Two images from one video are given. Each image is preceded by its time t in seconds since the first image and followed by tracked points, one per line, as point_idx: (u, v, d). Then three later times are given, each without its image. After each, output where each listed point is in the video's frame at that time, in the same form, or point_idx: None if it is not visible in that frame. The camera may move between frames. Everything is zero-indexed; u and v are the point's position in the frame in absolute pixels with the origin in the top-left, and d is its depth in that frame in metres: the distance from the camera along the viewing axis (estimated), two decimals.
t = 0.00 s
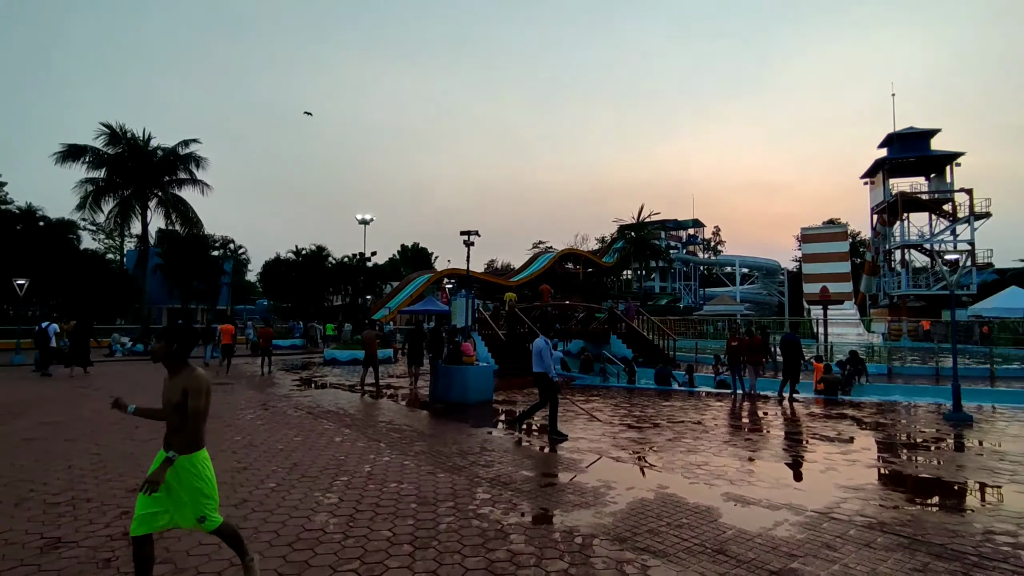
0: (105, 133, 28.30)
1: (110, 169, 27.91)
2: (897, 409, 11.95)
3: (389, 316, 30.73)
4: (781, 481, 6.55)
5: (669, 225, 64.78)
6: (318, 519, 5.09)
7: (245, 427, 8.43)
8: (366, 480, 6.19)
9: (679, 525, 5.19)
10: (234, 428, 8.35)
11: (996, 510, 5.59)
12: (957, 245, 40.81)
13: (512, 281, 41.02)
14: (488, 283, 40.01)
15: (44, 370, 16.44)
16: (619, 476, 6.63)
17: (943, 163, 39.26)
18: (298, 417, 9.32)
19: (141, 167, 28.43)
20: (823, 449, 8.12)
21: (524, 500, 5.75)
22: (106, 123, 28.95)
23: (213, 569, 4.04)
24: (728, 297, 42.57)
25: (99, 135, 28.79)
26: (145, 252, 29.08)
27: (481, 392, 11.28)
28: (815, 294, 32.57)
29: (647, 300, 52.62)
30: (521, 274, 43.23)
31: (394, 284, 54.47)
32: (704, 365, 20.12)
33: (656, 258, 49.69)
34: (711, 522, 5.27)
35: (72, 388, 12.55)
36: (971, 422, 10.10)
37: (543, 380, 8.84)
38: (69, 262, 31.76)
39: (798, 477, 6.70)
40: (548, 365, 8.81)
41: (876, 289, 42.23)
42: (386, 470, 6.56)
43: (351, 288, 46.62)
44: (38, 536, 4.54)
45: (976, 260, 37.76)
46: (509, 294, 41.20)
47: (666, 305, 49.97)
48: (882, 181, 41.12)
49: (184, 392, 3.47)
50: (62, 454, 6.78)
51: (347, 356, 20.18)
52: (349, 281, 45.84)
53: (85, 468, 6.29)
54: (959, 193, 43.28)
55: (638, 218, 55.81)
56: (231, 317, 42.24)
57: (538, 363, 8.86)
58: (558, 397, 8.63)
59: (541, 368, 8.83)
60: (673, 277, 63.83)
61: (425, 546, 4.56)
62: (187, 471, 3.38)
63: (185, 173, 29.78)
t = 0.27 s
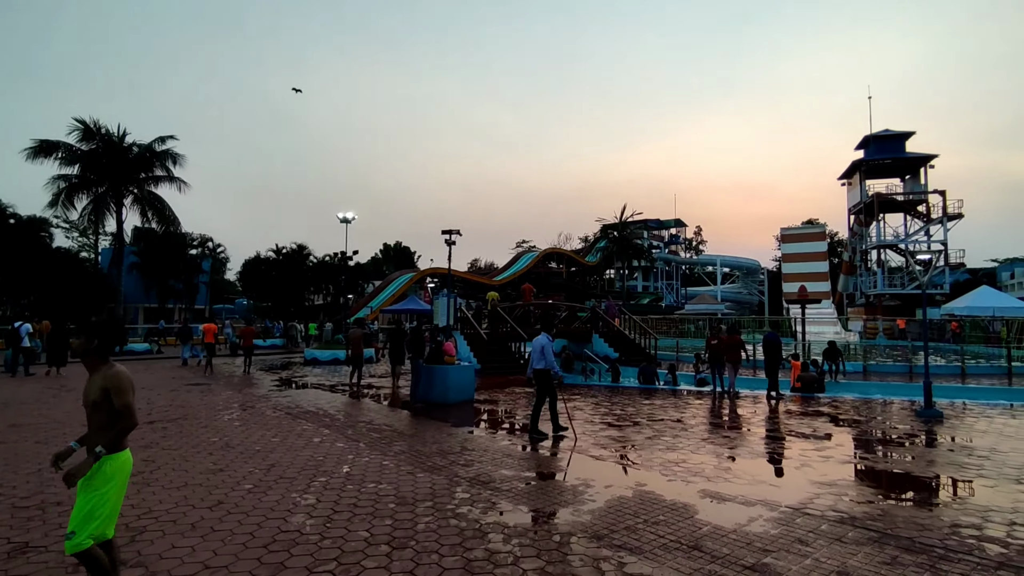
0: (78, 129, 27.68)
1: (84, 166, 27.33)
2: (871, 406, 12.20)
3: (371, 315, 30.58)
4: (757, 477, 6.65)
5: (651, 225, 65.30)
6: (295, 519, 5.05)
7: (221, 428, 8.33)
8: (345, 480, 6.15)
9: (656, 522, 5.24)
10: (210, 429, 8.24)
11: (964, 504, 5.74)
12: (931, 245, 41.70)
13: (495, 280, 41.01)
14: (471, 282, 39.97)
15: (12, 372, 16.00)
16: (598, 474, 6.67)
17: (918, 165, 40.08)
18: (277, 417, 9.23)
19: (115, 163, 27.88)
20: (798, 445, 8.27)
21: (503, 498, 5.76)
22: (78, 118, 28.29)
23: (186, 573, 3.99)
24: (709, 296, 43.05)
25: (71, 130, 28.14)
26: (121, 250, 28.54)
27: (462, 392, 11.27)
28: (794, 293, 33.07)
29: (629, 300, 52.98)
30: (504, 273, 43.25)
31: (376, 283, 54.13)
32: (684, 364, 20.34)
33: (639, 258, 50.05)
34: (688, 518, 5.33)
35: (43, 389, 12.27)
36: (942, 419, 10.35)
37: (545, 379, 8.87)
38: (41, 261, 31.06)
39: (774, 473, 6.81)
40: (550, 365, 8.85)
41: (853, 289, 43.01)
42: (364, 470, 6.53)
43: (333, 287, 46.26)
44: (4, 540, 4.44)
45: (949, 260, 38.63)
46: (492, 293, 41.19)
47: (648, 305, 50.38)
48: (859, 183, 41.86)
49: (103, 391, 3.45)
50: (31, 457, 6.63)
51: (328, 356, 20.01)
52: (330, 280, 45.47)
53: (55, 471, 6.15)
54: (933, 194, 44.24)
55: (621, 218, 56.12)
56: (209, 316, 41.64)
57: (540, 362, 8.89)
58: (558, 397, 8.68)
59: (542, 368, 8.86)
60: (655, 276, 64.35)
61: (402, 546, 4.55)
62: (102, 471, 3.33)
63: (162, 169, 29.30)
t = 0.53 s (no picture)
0: (52, 125, 27.11)
1: (58, 162, 26.79)
2: (849, 402, 12.40)
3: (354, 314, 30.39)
4: (735, 473, 6.74)
5: (635, 224, 65.69)
6: (273, 520, 5.02)
7: (200, 429, 8.23)
8: (325, 480, 6.12)
9: (635, 519, 5.29)
10: (188, 430, 8.15)
11: (935, 497, 5.87)
12: (909, 244, 42.47)
13: (480, 279, 40.96)
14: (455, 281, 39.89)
15: None
16: (578, 472, 6.71)
17: (896, 166, 40.78)
18: (257, 417, 9.14)
19: (91, 160, 27.39)
20: (777, 442, 8.39)
21: (484, 497, 5.77)
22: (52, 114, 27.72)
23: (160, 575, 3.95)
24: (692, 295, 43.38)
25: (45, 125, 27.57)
26: (97, 249, 28.02)
27: (445, 390, 11.26)
28: (775, 291, 33.49)
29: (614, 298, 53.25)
30: (489, 272, 43.23)
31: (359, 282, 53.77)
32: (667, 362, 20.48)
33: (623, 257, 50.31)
34: (667, 514, 5.39)
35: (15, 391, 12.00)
36: (917, 414, 10.55)
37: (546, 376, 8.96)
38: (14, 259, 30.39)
39: (752, 469, 6.92)
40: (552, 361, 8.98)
41: (833, 287, 43.66)
42: (345, 470, 6.50)
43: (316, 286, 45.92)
44: None
45: (926, 258, 39.37)
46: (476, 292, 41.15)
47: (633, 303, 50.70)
48: (839, 183, 42.47)
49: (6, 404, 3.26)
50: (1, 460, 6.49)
51: (310, 356, 19.86)
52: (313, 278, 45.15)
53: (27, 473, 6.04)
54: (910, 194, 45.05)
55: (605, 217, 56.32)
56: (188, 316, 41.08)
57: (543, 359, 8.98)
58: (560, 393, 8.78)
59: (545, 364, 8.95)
60: (639, 275, 64.74)
61: (382, 545, 4.55)
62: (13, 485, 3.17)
63: (139, 166, 28.85)
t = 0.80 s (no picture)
0: (29, 120, 26.61)
1: (35, 158, 26.30)
2: (830, 399, 12.57)
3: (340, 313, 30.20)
4: (717, 470, 6.82)
5: (622, 223, 66.00)
6: (254, 521, 4.98)
7: (180, 429, 8.13)
8: (307, 480, 6.08)
9: (617, 516, 5.33)
10: (169, 431, 8.05)
11: (910, 493, 5.99)
12: (889, 244, 43.14)
13: (467, 278, 40.89)
14: (442, 280, 39.78)
15: None
16: (562, 470, 6.74)
17: (877, 166, 41.38)
18: (239, 417, 9.06)
19: (69, 156, 26.92)
20: (759, 439, 8.49)
21: (467, 495, 5.78)
22: (29, 108, 27.18)
23: None
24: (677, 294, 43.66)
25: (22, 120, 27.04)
26: (75, 246, 27.56)
27: (430, 389, 11.24)
28: (759, 290, 33.80)
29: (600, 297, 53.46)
30: (476, 270, 43.17)
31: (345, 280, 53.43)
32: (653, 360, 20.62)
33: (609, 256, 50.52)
34: (649, 511, 5.44)
35: None
36: (895, 411, 10.73)
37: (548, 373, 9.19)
38: None
39: (734, 466, 6.99)
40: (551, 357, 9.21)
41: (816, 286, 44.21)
42: (328, 470, 6.46)
43: (300, 284, 45.56)
44: None
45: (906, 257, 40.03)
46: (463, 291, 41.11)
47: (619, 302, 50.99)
48: (822, 182, 42.98)
49: None
50: None
51: (294, 355, 19.68)
52: (297, 277, 44.83)
53: (1, 476, 5.93)
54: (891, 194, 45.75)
55: (592, 216, 56.47)
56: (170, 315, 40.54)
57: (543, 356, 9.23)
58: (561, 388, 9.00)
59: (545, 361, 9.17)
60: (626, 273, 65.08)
61: (363, 545, 4.53)
62: None
63: (119, 162, 28.42)
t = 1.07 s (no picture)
0: (8, 116, 26.15)
1: (15, 155, 25.86)
2: (814, 398, 12.71)
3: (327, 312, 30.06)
4: (701, 468, 6.88)
5: (610, 223, 66.31)
6: (238, 522, 4.95)
7: (164, 431, 8.05)
8: (292, 481, 6.05)
9: (602, 514, 5.36)
10: (152, 432, 7.96)
11: (891, 489, 6.08)
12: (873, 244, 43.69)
13: (455, 277, 40.83)
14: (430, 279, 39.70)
15: None
16: (549, 469, 6.76)
17: (861, 167, 41.91)
18: (224, 418, 8.98)
19: (50, 154, 26.50)
20: (745, 437, 8.56)
21: (453, 495, 5.78)
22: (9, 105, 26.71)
23: None
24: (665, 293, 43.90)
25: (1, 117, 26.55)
26: (56, 245, 27.14)
27: (417, 388, 11.21)
28: (745, 289, 34.07)
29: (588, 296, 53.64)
30: (464, 269, 43.13)
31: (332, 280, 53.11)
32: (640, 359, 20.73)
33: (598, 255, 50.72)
34: (633, 509, 5.48)
35: None
36: (877, 409, 10.89)
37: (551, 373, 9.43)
38: None
39: (719, 464, 7.07)
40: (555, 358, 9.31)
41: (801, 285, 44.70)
42: (313, 470, 6.44)
43: (287, 284, 45.19)
44: None
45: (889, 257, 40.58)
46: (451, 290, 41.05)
47: (607, 301, 51.21)
48: (807, 183, 43.45)
49: None
50: None
51: (281, 354, 19.55)
52: (283, 275, 44.43)
53: None
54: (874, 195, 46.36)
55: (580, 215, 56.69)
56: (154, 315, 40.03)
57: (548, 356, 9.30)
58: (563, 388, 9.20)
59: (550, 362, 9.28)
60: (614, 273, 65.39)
61: (349, 545, 4.52)
62: None
63: (102, 160, 28.03)
